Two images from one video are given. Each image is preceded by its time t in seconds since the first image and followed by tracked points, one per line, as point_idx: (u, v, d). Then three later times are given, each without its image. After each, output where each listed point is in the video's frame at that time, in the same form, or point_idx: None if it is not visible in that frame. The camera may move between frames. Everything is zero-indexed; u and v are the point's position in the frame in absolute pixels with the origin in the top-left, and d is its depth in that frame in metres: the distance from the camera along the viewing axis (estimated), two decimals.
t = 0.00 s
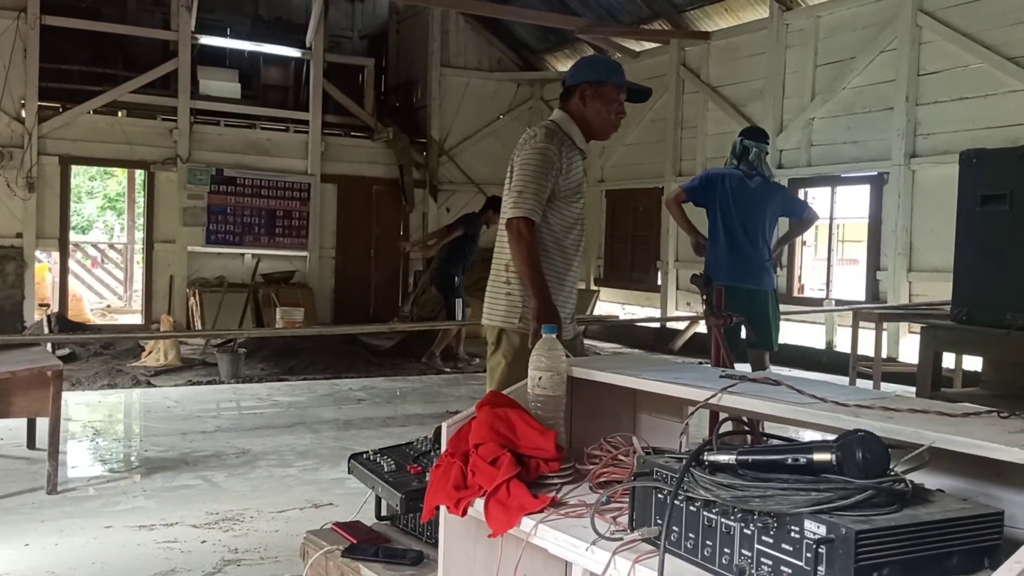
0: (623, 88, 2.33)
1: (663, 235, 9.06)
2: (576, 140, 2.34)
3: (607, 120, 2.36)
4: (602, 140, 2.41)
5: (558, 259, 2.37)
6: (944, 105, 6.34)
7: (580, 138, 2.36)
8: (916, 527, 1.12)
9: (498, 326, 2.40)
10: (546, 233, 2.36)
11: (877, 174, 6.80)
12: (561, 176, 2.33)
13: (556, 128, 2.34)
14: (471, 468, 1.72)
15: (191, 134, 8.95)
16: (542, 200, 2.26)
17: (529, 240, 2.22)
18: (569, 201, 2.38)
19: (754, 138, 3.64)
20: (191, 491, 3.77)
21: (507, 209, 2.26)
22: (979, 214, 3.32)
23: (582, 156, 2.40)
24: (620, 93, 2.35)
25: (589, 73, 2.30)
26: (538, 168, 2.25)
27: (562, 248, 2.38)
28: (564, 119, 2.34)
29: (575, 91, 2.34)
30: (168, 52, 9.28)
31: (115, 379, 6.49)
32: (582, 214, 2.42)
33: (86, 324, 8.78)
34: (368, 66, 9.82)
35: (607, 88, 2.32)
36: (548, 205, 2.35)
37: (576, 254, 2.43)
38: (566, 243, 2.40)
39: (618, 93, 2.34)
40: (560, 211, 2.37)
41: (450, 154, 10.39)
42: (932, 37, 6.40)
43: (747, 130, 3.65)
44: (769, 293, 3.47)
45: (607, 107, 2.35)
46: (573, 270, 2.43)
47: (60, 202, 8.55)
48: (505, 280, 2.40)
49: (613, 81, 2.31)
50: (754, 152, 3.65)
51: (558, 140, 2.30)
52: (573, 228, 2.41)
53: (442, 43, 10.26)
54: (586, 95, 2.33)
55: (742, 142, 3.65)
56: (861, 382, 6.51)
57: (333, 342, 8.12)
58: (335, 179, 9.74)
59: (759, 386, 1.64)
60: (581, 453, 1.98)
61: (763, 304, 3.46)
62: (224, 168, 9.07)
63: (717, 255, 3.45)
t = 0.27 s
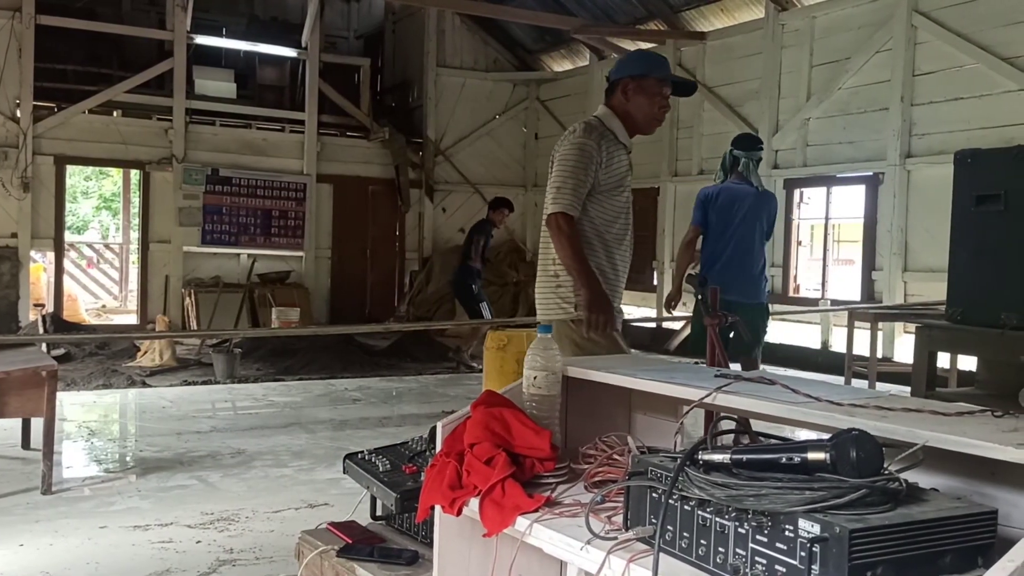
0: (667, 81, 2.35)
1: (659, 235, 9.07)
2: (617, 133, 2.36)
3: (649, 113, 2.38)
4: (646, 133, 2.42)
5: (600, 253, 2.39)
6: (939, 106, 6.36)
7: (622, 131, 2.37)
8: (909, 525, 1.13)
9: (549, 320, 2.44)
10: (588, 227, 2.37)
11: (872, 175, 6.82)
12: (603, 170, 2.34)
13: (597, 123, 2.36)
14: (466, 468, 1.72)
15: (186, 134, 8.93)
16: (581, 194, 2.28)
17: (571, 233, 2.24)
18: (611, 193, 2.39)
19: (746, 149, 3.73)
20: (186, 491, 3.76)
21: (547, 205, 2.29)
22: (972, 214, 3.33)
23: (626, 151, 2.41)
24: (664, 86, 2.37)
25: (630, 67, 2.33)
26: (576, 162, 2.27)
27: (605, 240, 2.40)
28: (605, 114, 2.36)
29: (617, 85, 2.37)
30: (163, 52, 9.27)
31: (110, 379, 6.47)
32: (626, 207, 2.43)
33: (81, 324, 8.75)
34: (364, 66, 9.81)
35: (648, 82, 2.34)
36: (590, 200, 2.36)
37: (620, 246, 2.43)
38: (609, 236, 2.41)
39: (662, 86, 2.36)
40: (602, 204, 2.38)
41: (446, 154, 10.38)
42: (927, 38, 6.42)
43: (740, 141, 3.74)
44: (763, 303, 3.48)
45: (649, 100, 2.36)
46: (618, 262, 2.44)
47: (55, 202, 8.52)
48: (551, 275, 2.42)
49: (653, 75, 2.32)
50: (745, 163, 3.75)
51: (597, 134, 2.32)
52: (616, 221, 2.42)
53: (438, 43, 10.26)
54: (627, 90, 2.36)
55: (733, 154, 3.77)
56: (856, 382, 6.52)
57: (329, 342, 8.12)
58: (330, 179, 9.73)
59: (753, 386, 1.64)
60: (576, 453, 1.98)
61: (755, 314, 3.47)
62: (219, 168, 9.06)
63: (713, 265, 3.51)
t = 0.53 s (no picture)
0: (707, 84, 2.35)
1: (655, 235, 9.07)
2: (657, 136, 2.36)
3: (688, 116, 2.38)
4: (686, 136, 2.43)
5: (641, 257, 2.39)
6: (935, 106, 6.37)
7: (662, 134, 2.37)
8: (905, 526, 1.13)
9: (589, 325, 2.42)
10: (629, 231, 2.38)
11: (868, 175, 6.83)
12: (643, 174, 2.35)
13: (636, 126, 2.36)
14: (462, 468, 1.72)
15: (183, 134, 8.92)
16: (622, 198, 2.28)
17: (612, 237, 2.25)
18: (651, 197, 2.39)
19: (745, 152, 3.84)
20: (182, 491, 3.76)
21: (586, 209, 2.30)
22: (968, 214, 3.34)
23: (665, 154, 2.41)
24: (703, 89, 2.38)
25: (670, 70, 2.33)
26: (616, 166, 2.28)
27: (645, 243, 2.40)
28: (644, 117, 2.36)
29: (656, 88, 2.38)
30: (160, 52, 9.26)
31: (106, 380, 6.46)
32: (665, 211, 2.43)
33: (78, 324, 8.73)
34: (361, 66, 9.81)
35: (687, 84, 2.35)
36: (630, 203, 2.37)
37: (659, 250, 2.44)
38: (649, 239, 2.41)
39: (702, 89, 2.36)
40: (642, 208, 2.38)
41: (442, 154, 10.38)
42: (923, 38, 6.43)
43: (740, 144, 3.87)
44: (760, 307, 3.45)
45: (688, 103, 2.37)
46: (657, 266, 2.45)
47: (51, 202, 8.51)
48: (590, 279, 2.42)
49: (692, 78, 2.33)
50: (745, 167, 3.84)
51: (637, 137, 2.32)
52: (656, 224, 2.42)
53: (435, 43, 10.26)
54: (665, 93, 2.36)
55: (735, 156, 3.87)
56: (853, 382, 6.53)
57: (326, 342, 8.11)
58: (327, 179, 9.73)
59: (748, 386, 1.64)
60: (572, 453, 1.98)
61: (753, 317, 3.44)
62: (216, 168, 9.05)
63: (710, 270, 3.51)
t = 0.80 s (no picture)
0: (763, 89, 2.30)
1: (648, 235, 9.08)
2: (715, 146, 2.34)
3: (741, 121, 2.33)
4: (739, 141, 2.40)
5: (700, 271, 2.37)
6: (926, 107, 6.39)
7: (719, 143, 2.35)
8: (894, 528, 1.12)
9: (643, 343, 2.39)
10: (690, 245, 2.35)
11: (861, 176, 6.85)
12: (703, 187, 2.33)
13: (694, 135, 2.32)
14: (453, 470, 1.72)
15: (175, 134, 8.89)
16: (687, 214, 2.26)
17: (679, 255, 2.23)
18: (708, 210, 2.38)
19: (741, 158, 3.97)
20: (173, 492, 3.74)
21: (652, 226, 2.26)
22: (959, 215, 3.35)
23: (722, 164, 2.39)
24: (758, 95, 2.32)
25: (723, 74, 2.29)
26: (682, 180, 2.25)
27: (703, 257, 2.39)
28: (700, 125, 2.34)
29: (709, 92, 2.34)
30: (152, 51, 9.23)
31: (97, 380, 6.43)
32: (720, 222, 2.42)
33: (69, 325, 8.70)
34: (354, 66, 9.79)
35: (741, 89, 2.30)
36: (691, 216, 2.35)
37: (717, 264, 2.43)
38: (707, 253, 2.40)
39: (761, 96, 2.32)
40: (702, 221, 2.37)
41: (436, 154, 10.38)
42: (915, 39, 6.45)
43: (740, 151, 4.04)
44: (765, 303, 3.45)
45: (744, 109, 2.33)
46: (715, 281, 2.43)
47: (42, 201, 8.47)
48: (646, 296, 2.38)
49: (748, 82, 2.27)
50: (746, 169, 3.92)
51: (698, 147, 2.30)
52: (712, 237, 2.41)
53: (428, 44, 10.25)
54: (719, 97, 2.33)
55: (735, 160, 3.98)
56: (845, 382, 6.55)
57: (319, 343, 8.10)
58: (320, 179, 9.71)
59: (739, 387, 1.64)
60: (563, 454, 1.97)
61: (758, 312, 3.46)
62: (208, 168, 9.02)
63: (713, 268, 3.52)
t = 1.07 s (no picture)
0: (844, 88, 2.22)
1: (638, 236, 9.09)
2: (787, 144, 2.26)
3: (817, 118, 2.25)
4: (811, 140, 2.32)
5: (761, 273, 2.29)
6: (914, 109, 6.42)
7: (791, 140, 2.27)
8: (880, 533, 1.13)
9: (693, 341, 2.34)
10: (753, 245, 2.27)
11: (850, 177, 6.88)
12: (771, 186, 2.24)
13: (766, 131, 2.25)
14: (441, 474, 1.72)
15: (164, 134, 8.85)
16: (752, 212, 2.19)
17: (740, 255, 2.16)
18: (776, 211, 2.29)
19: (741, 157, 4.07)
20: (161, 495, 3.72)
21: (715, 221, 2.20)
22: (947, 218, 3.38)
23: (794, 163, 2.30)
24: (837, 93, 2.24)
25: (803, 68, 2.20)
26: (749, 176, 2.18)
27: (766, 259, 2.30)
28: (773, 120, 2.26)
29: (786, 85, 2.26)
30: (140, 51, 9.19)
31: (85, 382, 6.39)
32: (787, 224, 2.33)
33: (57, 325, 8.64)
34: (343, 67, 9.77)
35: (822, 86, 2.22)
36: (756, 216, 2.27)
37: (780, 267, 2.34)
38: (771, 255, 2.31)
39: (839, 95, 2.24)
40: (768, 221, 2.28)
41: (426, 155, 10.36)
42: (903, 41, 6.47)
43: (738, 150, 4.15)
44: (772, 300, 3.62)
45: (820, 106, 2.24)
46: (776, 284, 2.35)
47: (29, 201, 8.42)
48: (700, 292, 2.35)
49: (829, 79, 2.19)
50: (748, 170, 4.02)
51: (769, 144, 2.23)
52: (777, 239, 2.32)
53: (418, 44, 10.23)
54: (796, 92, 2.24)
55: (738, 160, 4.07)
56: (833, 382, 6.57)
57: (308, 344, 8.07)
58: (310, 179, 9.68)
59: (727, 391, 1.64)
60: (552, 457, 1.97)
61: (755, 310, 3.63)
62: (197, 168, 8.98)
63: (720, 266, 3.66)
